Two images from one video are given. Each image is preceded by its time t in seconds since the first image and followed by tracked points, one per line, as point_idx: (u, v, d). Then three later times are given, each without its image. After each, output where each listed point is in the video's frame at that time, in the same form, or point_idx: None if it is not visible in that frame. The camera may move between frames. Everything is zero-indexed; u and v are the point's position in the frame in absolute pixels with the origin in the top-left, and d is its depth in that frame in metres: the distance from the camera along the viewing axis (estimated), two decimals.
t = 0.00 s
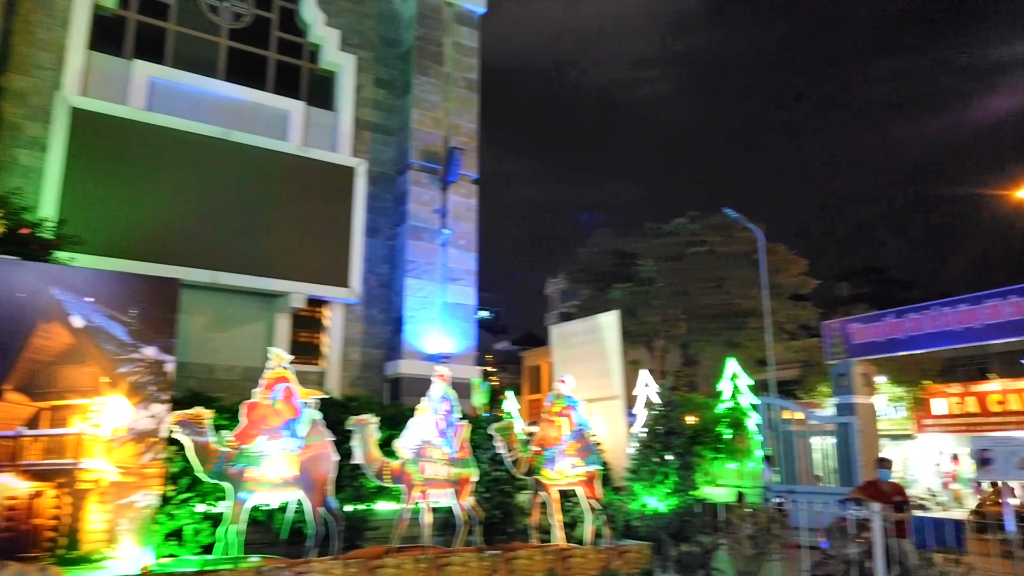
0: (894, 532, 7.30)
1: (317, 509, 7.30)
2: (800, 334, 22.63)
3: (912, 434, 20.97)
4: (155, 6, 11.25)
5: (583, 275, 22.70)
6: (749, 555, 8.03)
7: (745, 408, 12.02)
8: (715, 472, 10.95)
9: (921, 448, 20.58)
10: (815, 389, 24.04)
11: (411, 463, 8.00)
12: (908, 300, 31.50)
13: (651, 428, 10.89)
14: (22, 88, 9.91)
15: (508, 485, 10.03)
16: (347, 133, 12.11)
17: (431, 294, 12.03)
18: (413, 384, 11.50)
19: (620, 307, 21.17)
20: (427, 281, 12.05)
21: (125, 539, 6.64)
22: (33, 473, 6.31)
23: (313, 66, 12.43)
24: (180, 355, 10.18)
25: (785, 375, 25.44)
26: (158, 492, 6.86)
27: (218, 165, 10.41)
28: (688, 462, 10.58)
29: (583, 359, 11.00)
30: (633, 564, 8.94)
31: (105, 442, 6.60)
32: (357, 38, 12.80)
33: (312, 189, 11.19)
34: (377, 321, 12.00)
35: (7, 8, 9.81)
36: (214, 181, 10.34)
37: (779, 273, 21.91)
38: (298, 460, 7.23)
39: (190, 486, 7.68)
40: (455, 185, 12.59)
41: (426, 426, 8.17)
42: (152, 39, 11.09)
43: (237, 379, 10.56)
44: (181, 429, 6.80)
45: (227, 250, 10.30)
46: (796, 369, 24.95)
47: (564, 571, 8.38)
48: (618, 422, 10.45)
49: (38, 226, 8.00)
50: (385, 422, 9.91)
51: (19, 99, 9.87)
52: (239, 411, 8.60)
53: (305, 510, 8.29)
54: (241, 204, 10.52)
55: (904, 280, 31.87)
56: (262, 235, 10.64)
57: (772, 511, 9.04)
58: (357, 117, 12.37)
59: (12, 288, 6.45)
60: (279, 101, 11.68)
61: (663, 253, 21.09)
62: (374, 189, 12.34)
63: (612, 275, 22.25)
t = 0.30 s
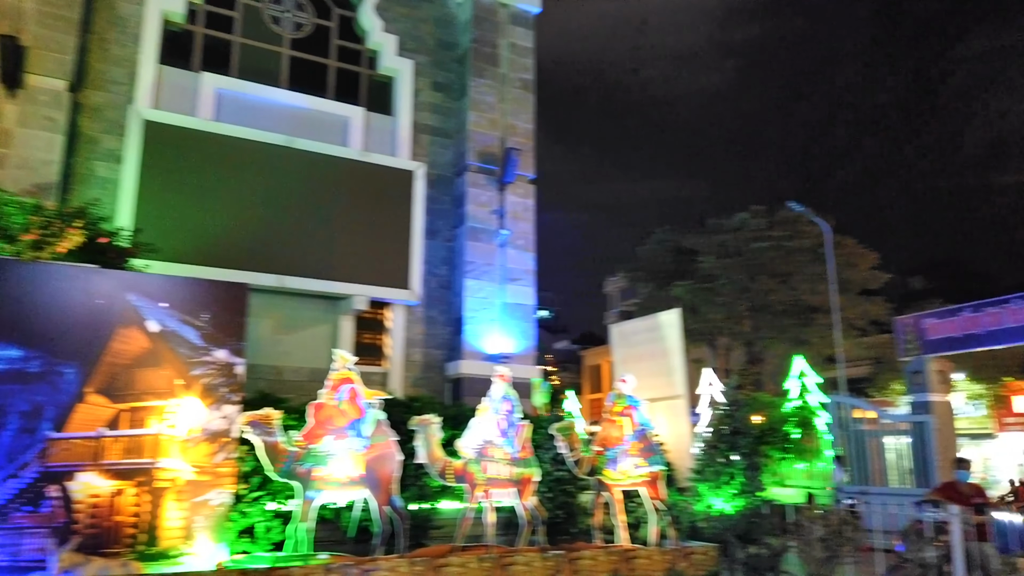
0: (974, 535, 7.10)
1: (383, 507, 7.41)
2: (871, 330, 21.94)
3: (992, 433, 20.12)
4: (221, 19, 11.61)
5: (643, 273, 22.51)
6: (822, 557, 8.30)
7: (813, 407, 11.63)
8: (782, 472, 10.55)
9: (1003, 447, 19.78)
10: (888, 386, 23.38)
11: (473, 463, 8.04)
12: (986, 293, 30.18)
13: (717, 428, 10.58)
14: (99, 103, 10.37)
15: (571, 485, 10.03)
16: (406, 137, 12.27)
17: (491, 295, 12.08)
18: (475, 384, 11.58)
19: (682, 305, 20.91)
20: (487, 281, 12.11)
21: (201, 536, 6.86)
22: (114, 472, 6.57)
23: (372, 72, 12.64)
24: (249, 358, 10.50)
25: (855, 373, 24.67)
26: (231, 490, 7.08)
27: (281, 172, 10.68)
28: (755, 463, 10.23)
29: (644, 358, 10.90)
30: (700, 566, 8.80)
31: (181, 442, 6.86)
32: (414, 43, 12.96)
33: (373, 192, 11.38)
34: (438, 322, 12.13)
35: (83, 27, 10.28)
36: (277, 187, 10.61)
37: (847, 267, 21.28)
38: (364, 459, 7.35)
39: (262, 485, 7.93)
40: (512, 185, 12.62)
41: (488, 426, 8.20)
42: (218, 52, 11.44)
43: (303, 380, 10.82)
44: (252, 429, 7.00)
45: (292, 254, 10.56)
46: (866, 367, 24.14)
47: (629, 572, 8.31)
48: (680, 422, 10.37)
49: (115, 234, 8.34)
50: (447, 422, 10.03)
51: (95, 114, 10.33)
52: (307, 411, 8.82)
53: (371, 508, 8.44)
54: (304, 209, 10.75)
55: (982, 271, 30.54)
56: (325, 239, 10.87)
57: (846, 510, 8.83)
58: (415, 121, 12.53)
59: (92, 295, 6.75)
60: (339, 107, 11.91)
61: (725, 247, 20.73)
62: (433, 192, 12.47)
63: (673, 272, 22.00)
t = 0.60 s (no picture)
0: None
1: (441, 507, 7.48)
2: (940, 325, 21.17)
3: None
4: (277, 29, 11.88)
5: (699, 270, 22.20)
6: (890, 561, 8.19)
7: (879, 406, 11.22)
8: (848, 473, 10.36)
9: None
10: (959, 384, 22.55)
11: (529, 463, 8.05)
12: None
13: (778, 428, 10.32)
14: (163, 114, 10.73)
15: (628, 485, 9.98)
16: (458, 139, 12.34)
17: (544, 295, 12.07)
18: (530, 384, 11.59)
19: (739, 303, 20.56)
20: (540, 281, 12.11)
21: (265, 534, 7.03)
22: (183, 471, 6.78)
23: (424, 75, 12.76)
24: (309, 359, 10.73)
25: (922, 370, 23.78)
26: (293, 489, 7.23)
27: (337, 177, 10.86)
28: (817, 463, 9.97)
29: (701, 357, 10.76)
30: (762, 568, 8.60)
31: (245, 442, 7.05)
32: (465, 45, 13.04)
33: (427, 195, 11.49)
34: (492, 323, 12.18)
35: (147, 41, 10.66)
36: (333, 192, 10.79)
37: (913, 261, 20.57)
38: (422, 459, 7.43)
39: (322, 484, 8.10)
40: (565, 184, 12.58)
41: (544, 426, 8.18)
42: (276, 61, 11.72)
43: (361, 381, 10.99)
44: (312, 429, 7.14)
45: (350, 258, 10.74)
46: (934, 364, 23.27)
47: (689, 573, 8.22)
48: (739, 421, 10.20)
49: (180, 241, 8.60)
50: (503, 423, 10.07)
51: (160, 125, 10.69)
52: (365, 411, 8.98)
53: (429, 507, 8.54)
54: (359, 213, 10.91)
55: None
56: (382, 243, 11.03)
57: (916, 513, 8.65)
58: (467, 123, 12.61)
59: (160, 300, 6.99)
60: (393, 111, 12.06)
61: (784, 243, 20.31)
62: (485, 193, 12.53)
63: (731, 268, 21.65)
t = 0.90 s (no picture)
0: None
1: (502, 506, 7.49)
2: (1019, 319, 20.24)
3: None
4: (335, 36, 12.12)
5: (761, 266, 21.75)
6: (969, 565, 8.01)
7: (954, 403, 10.77)
8: (921, 473, 9.74)
9: None
10: None
11: (590, 463, 7.96)
12: None
13: (847, 427, 9.95)
14: (229, 123, 11.06)
15: (691, 485, 9.88)
16: (513, 139, 12.35)
17: (602, 294, 12.01)
18: (590, 383, 11.54)
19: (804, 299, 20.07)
20: (598, 280, 12.04)
21: (332, 531, 7.18)
22: (252, 469, 6.97)
23: (479, 77, 12.83)
24: (372, 360, 10.92)
25: (1002, 367, 22.80)
26: (358, 487, 7.37)
27: (395, 181, 11.02)
28: (890, 463, 9.55)
29: (765, 355, 10.56)
30: (833, 571, 8.37)
31: (311, 441, 7.22)
32: (519, 46, 13.06)
33: (484, 197, 11.55)
34: (550, 322, 12.17)
35: (212, 53, 10.99)
36: (392, 195, 10.95)
37: (989, 252, 19.73)
38: (482, 458, 7.46)
39: (386, 482, 8.23)
40: (621, 182, 12.47)
41: (604, 426, 8.10)
42: (335, 68, 11.95)
43: (422, 381, 11.12)
44: (375, 429, 7.28)
45: (409, 260, 10.88)
46: (1014, 360, 22.22)
47: None
48: (806, 421, 9.97)
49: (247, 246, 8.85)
50: (563, 422, 10.07)
51: (226, 134, 11.02)
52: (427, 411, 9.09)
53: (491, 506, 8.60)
54: (418, 215, 11.04)
55: None
56: (440, 245, 11.13)
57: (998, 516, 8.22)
58: (522, 123, 12.63)
59: (229, 304, 7.20)
60: (449, 114, 12.17)
61: (850, 237, 19.72)
62: (542, 193, 12.53)
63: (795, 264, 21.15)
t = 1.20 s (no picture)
0: None
1: (550, 506, 7.46)
2: None
3: None
4: (381, 41, 12.26)
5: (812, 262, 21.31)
6: None
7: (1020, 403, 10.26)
8: (985, 474, 9.43)
9: None
10: None
11: (638, 462, 7.93)
12: None
13: (905, 426, 9.67)
14: (278, 129, 11.28)
15: (743, 486, 9.72)
16: (558, 138, 12.34)
17: (649, 292, 11.90)
18: (637, 382, 11.46)
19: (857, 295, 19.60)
20: (645, 278, 11.94)
21: (383, 530, 7.27)
22: (305, 468, 7.10)
23: (522, 77, 12.84)
24: (419, 360, 11.01)
25: None
26: (408, 486, 7.44)
27: (441, 182, 11.10)
28: (951, 463, 9.24)
29: (819, 352, 10.37)
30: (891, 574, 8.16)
31: (361, 441, 7.32)
32: (562, 45, 13.04)
33: (530, 196, 11.56)
34: (596, 321, 12.11)
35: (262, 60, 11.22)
36: (438, 197, 11.03)
37: None
38: (530, 457, 7.45)
39: (435, 482, 8.29)
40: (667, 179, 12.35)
41: (652, 425, 8.03)
42: (380, 72, 12.09)
43: (469, 381, 11.18)
44: (424, 428, 7.35)
45: (455, 261, 10.94)
46: None
47: None
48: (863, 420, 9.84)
49: (297, 249, 9.01)
50: (611, 422, 10.01)
51: (275, 139, 11.24)
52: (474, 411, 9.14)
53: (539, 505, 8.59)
54: (464, 216, 11.11)
55: None
56: (487, 245, 11.17)
57: None
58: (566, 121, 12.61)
59: (280, 305, 7.34)
60: (493, 115, 12.21)
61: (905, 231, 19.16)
62: (587, 191, 12.49)
63: (847, 259, 20.67)
